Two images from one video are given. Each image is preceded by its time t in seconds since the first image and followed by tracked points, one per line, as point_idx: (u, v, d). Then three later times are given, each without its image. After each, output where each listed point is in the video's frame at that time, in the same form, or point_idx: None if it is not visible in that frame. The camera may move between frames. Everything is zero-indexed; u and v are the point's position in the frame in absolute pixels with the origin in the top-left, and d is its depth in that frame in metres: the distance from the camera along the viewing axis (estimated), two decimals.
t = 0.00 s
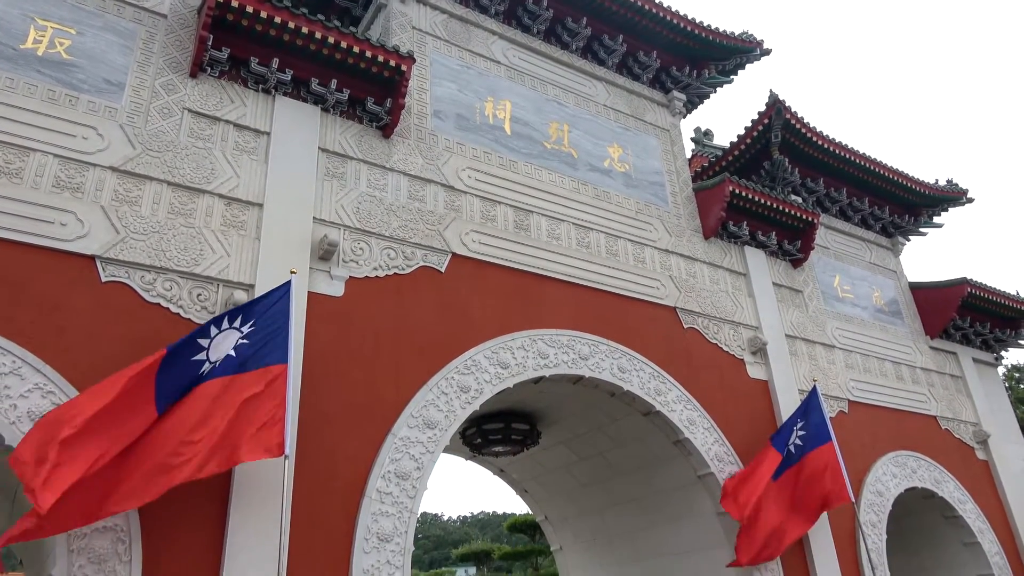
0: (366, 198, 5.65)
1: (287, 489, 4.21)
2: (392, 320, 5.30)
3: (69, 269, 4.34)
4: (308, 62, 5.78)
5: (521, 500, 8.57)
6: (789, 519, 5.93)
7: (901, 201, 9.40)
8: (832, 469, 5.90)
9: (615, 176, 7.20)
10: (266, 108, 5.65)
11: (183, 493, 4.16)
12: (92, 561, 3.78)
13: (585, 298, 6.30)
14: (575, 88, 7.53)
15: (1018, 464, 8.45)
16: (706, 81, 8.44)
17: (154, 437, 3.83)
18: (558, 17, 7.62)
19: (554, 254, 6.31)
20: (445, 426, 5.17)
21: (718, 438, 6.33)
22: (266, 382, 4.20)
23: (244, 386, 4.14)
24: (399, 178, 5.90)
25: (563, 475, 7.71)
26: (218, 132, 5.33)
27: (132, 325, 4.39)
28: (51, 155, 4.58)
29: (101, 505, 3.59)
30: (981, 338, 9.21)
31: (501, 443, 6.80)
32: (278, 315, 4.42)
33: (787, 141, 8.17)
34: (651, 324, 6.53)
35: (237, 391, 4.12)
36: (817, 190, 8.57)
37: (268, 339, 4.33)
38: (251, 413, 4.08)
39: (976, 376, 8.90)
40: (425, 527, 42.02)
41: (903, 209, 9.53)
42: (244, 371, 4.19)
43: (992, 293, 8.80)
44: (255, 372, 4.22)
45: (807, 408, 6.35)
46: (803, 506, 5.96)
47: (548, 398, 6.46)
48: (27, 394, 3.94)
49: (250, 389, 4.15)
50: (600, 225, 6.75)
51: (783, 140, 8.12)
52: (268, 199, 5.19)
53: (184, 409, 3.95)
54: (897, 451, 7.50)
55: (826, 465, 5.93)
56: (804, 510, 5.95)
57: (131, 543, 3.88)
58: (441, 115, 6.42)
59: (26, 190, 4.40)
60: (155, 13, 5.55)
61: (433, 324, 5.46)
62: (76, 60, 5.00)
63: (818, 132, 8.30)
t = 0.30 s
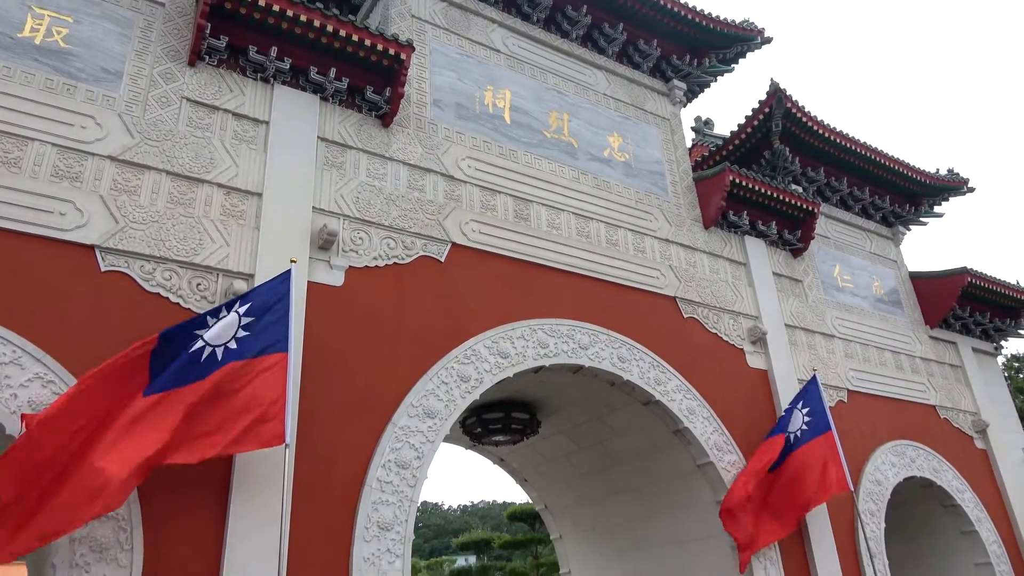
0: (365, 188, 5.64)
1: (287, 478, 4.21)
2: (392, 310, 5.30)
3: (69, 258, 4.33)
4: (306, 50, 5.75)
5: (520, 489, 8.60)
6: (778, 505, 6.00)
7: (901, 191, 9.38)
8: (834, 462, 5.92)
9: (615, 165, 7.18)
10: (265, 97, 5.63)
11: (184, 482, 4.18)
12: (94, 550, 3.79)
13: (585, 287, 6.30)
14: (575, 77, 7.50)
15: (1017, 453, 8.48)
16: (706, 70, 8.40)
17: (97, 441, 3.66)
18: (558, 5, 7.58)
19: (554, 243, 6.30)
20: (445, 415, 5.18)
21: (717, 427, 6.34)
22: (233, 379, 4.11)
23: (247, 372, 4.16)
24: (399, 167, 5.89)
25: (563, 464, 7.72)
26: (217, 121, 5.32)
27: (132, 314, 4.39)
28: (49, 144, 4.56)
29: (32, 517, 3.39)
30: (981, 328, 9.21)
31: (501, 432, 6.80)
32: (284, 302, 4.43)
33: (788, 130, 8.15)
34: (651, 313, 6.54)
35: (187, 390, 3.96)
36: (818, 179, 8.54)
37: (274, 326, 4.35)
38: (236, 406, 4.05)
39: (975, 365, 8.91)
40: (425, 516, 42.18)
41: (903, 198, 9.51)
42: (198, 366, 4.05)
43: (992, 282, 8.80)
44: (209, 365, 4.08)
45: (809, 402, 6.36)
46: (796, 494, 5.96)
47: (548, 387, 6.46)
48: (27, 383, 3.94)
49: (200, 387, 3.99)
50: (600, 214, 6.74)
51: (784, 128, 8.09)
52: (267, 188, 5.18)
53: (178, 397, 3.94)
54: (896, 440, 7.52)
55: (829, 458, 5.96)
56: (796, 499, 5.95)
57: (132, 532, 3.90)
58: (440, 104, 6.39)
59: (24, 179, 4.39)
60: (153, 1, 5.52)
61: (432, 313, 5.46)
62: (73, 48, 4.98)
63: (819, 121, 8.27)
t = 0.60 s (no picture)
0: (365, 177, 5.63)
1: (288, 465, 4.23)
2: (392, 299, 5.30)
3: (68, 247, 4.33)
4: (305, 38, 5.73)
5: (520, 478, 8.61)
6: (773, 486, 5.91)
7: (902, 180, 9.36)
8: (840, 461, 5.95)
9: (615, 154, 7.17)
10: (264, 85, 5.60)
11: (185, 470, 4.19)
12: (94, 537, 3.81)
13: (585, 277, 6.30)
14: (575, 65, 7.47)
15: (1015, 443, 8.50)
16: (707, 59, 8.37)
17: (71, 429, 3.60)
18: None
19: (554, 233, 6.29)
20: (445, 404, 5.19)
21: (716, 416, 6.35)
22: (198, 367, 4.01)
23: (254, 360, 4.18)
24: (398, 156, 5.87)
25: (563, 453, 7.74)
26: (216, 110, 5.30)
27: (132, 303, 4.40)
28: (48, 133, 4.55)
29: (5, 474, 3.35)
30: (980, 318, 9.22)
31: (501, 421, 6.81)
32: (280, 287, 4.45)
33: (788, 119, 8.12)
34: (650, 303, 6.54)
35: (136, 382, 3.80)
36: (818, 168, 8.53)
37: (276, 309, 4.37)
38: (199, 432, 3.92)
39: (974, 355, 8.93)
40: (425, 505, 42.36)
41: (904, 188, 9.49)
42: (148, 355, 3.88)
43: (992, 273, 8.80)
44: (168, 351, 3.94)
45: (808, 385, 6.35)
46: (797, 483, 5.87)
47: (548, 377, 6.46)
48: (28, 371, 3.94)
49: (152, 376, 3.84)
50: (600, 203, 6.73)
51: (784, 118, 8.07)
52: (266, 177, 5.17)
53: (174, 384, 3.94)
54: (894, 430, 7.54)
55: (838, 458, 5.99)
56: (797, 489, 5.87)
57: (134, 519, 3.92)
58: (440, 93, 6.37)
59: (23, 168, 4.38)
60: None
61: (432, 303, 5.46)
62: (71, 36, 4.95)
63: (820, 110, 8.24)
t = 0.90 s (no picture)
0: (364, 164, 5.61)
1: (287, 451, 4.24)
2: (391, 285, 5.31)
3: (67, 233, 4.32)
4: (304, 24, 5.69)
5: (519, 463, 8.62)
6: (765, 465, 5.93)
7: (902, 168, 9.34)
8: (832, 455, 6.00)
9: (615, 141, 7.14)
10: (262, 71, 5.57)
11: (185, 456, 4.21)
12: (95, 522, 3.83)
13: (584, 264, 6.29)
14: (575, 51, 7.43)
15: (1011, 430, 8.54)
16: (707, 45, 8.32)
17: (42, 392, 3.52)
18: None
19: (553, 220, 6.29)
20: (444, 391, 5.21)
21: (715, 403, 6.38)
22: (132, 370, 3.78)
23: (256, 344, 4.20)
24: (397, 143, 5.85)
25: (562, 439, 7.76)
26: (214, 96, 5.27)
27: (131, 289, 4.40)
28: (45, 119, 4.53)
29: None
30: (979, 305, 9.23)
31: (501, 407, 6.82)
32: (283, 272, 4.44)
33: (789, 106, 8.09)
34: (649, 290, 6.54)
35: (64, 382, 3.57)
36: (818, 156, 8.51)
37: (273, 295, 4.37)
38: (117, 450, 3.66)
39: (973, 343, 8.94)
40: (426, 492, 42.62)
41: (904, 175, 9.47)
42: (77, 356, 3.66)
43: (991, 260, 8.79)
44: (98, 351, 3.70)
45: (808, 371, 6.35)
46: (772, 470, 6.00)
47: (548, 363, 6.47)
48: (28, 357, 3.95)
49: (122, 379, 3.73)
50: (600, 190, 6.72)
51: (785, 105, 8.04)
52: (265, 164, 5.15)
53: (175, 373, 3.94)
54: (892, 416, 7.57)
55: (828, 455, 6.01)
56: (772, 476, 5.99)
57: (135, 505, 3.95)
58: (439, 79, 6.34)
59: (21, 154, 4.36)
60: None
61: (431, 290, 5.46)
62: (68, 21, 4.91)
63: (820, 97, 8.21)
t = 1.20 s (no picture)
0: (362, 150, 5.60)
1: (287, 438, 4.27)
2: (391, 272, 5.31)
3: (66, 220, 4.32)
4: (302, 9, 5.66)
5: (518, 450, 8.63)
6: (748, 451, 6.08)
7: (901, 155, 9.33)
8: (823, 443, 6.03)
9: (615, 128, 7.13)
10: (261, 57, 5.55)
11: (185, 442, 4.23)
12: (96, 507, 3.86)
13: (583, 251, 6.29)
14: (575, 37, 7.39)
15: (1009, 417, 8.58)
16: (708, 32, 8.29)
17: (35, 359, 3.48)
18: None
19: (552, 207, 6.28)
20: (443, 377, 5.22)
21: (714, 390, 6.40)
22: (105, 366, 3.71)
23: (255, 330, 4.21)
24: (396, 129, 5.84)
25: (561, 426, 7.77)
26: (212, 81, 5.25)
27: (130, 275, 4.40)
28: (43, 104, 4.51)
29: None
30: (977, 293, 9.25)
31: (500, 394, 6.84)
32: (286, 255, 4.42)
33: (789, 93, 8.07)
34: (648, 277, 6.55)
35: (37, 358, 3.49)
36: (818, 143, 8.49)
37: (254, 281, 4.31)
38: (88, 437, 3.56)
39: (971, 330, 8.97)
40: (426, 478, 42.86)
41: (903, 162, 9.46)
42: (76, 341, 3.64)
43: (990, 248, 8.80)
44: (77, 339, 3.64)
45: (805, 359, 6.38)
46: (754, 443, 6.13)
47: (547, 350, 6.49)
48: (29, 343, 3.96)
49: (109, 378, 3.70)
50: (599, 177, 6.71)
51: (785, 92, 8.01)
52: (263, 150, 5.14)
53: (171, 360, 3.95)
54: (890, 403, 7.60)
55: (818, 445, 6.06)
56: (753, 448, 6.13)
57: (135, 490, 3.97)
58: (438, 65, 6.31)
59: (19, 139, 4.35)
60: None
61: (431, 277, 5.47)
62: (65, 6, 4.89)
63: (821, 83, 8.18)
